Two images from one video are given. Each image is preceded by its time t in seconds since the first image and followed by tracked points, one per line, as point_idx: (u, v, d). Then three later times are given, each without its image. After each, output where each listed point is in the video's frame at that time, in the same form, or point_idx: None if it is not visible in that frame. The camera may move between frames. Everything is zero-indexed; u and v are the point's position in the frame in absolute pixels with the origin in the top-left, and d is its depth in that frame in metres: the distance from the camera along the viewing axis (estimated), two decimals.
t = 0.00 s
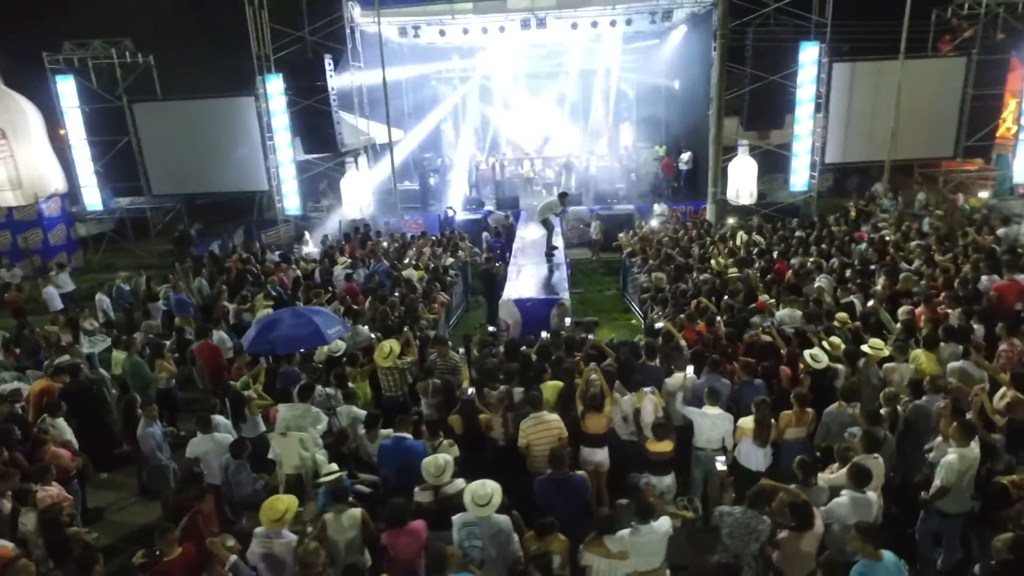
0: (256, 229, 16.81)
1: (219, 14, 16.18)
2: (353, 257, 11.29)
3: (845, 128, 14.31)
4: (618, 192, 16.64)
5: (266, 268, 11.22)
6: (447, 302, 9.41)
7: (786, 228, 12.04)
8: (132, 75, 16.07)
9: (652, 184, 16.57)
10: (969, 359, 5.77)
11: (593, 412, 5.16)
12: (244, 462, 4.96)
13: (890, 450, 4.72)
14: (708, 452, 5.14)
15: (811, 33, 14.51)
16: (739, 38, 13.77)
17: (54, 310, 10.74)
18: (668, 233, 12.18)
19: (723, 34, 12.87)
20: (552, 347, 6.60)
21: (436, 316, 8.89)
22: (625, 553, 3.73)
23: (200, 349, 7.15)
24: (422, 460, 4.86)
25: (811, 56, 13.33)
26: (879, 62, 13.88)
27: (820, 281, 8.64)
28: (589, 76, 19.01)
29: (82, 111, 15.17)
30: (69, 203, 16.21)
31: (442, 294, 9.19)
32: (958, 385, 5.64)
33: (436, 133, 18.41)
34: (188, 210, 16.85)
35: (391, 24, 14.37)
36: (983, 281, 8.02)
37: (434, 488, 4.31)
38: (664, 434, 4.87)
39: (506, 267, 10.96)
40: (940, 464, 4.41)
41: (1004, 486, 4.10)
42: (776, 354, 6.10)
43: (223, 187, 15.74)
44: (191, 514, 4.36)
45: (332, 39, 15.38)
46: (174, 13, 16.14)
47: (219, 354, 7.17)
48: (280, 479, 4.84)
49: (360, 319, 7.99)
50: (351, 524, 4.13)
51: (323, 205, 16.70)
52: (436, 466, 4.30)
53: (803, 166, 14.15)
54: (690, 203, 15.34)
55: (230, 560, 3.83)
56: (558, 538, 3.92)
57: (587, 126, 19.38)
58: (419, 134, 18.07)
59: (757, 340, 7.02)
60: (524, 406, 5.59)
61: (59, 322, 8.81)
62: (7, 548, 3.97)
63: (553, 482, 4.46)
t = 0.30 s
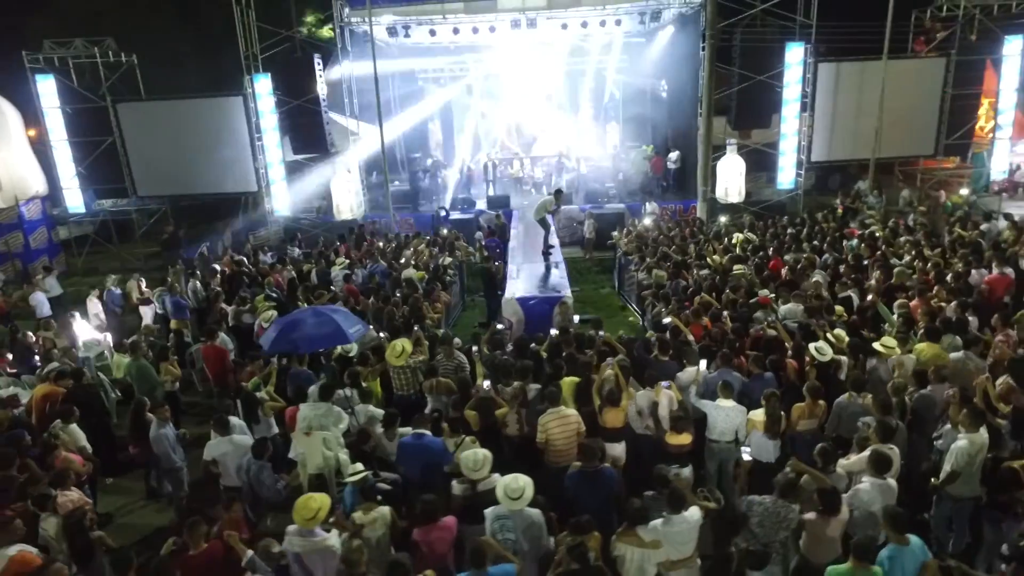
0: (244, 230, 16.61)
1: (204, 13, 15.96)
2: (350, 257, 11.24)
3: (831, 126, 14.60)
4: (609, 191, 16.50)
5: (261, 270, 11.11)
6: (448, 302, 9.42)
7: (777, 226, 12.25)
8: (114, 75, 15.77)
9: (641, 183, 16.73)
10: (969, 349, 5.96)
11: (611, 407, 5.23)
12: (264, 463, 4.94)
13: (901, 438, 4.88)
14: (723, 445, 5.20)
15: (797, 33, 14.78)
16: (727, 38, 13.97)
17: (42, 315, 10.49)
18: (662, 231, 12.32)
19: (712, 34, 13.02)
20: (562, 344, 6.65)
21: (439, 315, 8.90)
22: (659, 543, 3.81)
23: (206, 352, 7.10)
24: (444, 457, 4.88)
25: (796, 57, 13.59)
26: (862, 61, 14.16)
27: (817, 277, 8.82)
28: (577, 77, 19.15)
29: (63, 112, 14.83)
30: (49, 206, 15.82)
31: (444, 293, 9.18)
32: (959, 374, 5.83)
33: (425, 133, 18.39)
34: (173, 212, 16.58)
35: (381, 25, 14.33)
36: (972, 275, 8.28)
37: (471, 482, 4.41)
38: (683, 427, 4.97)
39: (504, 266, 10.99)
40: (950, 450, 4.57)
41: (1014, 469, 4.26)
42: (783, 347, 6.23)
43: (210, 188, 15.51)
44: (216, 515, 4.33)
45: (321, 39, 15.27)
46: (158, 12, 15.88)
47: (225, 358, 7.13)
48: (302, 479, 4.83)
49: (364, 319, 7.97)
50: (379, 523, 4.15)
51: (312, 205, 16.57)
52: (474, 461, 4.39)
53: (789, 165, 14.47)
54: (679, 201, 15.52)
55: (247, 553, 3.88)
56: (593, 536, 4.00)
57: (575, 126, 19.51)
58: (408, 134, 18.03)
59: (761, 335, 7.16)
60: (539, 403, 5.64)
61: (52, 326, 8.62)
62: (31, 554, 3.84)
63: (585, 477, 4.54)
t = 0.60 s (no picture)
0: (226, 231, 16.31)
1: (184, 11, 15.67)
2: (341, 258, 11.14)
3: (812, 126, 14.90)
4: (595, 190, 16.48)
5: (251, 271, 10.95)
6: (445, 301, 9.41)
7: (763, 223, 12.48)
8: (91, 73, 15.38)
9: (626, 182, 16.88)
10: (960, 339, 6.18)
11: (626, 401, 5.33)
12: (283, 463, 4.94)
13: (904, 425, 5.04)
14: (732, 435, 5.27)
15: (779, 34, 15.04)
16: (710, 38, 14.17)
17: (23, 320, 10.19)
18: (651, 230, 12.45)
19: (698, 34, 13.18)
20: (567, 341, 6.71)
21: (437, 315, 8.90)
22: (684, 532, 3.90)
23: (207, 354, 7.00)
24: (463, 454, 4.89)
25: (778, 57, 13.86)
26: (841, 62, 14.49)
27: (807, 271, 9.01)
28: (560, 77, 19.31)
29: (37, 111, 14.40)
30: (22, 208, 15.32)
31: (440, 292, 9.15)
32: (953, 363, 6.03)
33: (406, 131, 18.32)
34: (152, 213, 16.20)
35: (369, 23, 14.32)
36: (956, 269, 8.55)
37: (502, 476, 4.54)
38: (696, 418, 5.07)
39: (498, 267, 10.99)
40: (951, 435, 4.72)
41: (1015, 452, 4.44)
42: (783, 340, 6.37)
43: (191, 189, 15.20)
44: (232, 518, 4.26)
45: (305, 38, 15.09)
46: (136, 10, 15.54)
47: (225, 362, 7.09)
48: (320, 479, 4.82)
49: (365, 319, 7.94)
50: (402, 520, 4.17)
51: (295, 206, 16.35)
52: (507, 455, 4.54)
53: (771, 163, 14.72)
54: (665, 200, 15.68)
55: (268, 546, 3.96)
56: (623, 532, 4.08)
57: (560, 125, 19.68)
58: (391, 132, 17.92)
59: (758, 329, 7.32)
60: (549, 399, 5.69)
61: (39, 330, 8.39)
62: (50, 561, 3.76)
63: (606, 467, 4.65)
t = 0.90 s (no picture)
0: (207, 234, 16.00)
1: (162, 10, 15.36)
2: (331, 259, 11.03)
3: (791, 125, 15.22)
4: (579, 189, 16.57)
5: (238, 273, 10.78)
6: (441, 301, 9.40)
7: (747, 220, 12.72)
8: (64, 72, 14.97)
9: (609, 181, 17.04)
10: (949, 330, 6.40)
11: (637, 393, 5.42)
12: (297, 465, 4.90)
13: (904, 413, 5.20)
14: (738, 427, 5.28)
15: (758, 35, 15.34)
16: (692, 39, 14.39)
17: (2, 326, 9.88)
18: (639, 228, 12.59)
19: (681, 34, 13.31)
20: (570, 339, 6.78)
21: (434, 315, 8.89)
22: (707, 520, 3.98)
23: (206, 357, 6.90)
24: (480, 453, 4.92)
25: (757, 58, 14.14)
26: (819, 63, 14.85)
27: (796, 266, 9.22)
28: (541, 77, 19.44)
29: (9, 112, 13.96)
30: None
31: (435, 292, 9.12)
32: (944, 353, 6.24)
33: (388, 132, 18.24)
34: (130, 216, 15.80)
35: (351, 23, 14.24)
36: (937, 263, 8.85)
37: (522, 470, 4.59)
38: (706, 411, 5.15)
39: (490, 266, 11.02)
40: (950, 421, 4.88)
41: (1012, 436, 4.62)
42: (781, 334, 6.52)
43: (170, 191, 14.87)
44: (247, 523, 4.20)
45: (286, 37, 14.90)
46: (111, 8, 15.18)
47: (224, 365, 6.99)
48: (335, 479, 4.80)
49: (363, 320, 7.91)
50: (423, 517, 4.19)
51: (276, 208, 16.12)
52: (530, 449, 4.59)
53: (752, 161, 14.99)
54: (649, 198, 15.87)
55: (292, 540, 4.03)
56: (650, 529, 3.97)
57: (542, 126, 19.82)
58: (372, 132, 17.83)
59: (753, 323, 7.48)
60: (557, 395, 5.74)
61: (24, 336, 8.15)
62: (70, 568, 3.69)
63: (616, 461, 4.66)
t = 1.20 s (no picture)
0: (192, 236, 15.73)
1: (142, 8, 15.04)
2: (324, 260, 10.94)
3: (775, 125, 15.48)
4: (567, 189, 16.64)
5: (230, 274, 10.63)
6: (439, 300, 9.38)
7: (736, 218, 12.91)
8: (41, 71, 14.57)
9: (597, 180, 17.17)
10: (944, 321, 6.59)
11: (651, 386, 5.50)
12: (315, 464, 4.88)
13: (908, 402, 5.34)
14: (749, 418, 5.40)
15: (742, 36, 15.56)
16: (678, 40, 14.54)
17: None
18: (630, 226, 12.68)
19: (668, 34, 13.49)
20: (575, 336, 6.83)
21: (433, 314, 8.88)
22: (730, 510, 4.07)
23: (208, 359, 6.80)
24: (500, 450, 4.95)
25: (741, 58, 14.34)
26: (800, 63, 15.16)
27: (788, 262, 9.40)
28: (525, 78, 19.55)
29: None
30: None
31: (434, 291, 9.10)
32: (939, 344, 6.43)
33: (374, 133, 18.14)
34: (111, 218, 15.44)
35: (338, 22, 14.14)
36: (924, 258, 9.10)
37: (544, 465, 4.66)
38: (718, 404, 5.22)
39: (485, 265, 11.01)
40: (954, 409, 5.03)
41: (1013, 422, 4.79)
42: (783, 327, 6.65)
43: (154, 193, 14.54)
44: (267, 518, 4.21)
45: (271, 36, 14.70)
46: (90, 6, 14.83)
47: (225, 367, 6.89)
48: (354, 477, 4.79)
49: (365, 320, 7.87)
50: (445, 514, 4.19)
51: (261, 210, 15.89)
52: (552, 445, 4.67)
53: (737, 160, 15.19)
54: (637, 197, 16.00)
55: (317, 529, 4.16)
56: (694, 528, 3.97)
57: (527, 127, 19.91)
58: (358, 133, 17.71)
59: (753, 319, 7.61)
60: (567, 391, 5.79)
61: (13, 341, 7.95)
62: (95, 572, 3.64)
63: (633, 454, 4.69)
